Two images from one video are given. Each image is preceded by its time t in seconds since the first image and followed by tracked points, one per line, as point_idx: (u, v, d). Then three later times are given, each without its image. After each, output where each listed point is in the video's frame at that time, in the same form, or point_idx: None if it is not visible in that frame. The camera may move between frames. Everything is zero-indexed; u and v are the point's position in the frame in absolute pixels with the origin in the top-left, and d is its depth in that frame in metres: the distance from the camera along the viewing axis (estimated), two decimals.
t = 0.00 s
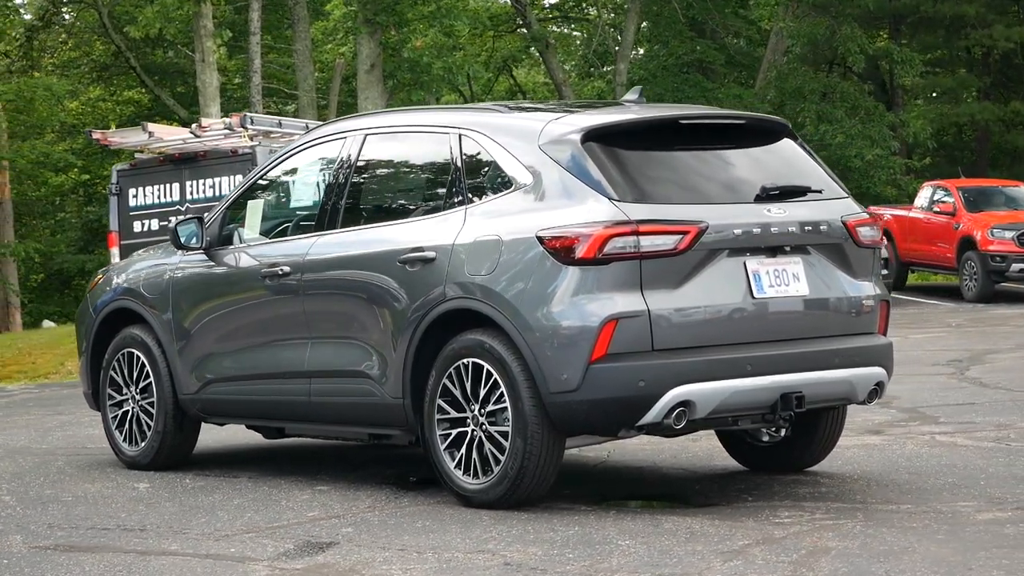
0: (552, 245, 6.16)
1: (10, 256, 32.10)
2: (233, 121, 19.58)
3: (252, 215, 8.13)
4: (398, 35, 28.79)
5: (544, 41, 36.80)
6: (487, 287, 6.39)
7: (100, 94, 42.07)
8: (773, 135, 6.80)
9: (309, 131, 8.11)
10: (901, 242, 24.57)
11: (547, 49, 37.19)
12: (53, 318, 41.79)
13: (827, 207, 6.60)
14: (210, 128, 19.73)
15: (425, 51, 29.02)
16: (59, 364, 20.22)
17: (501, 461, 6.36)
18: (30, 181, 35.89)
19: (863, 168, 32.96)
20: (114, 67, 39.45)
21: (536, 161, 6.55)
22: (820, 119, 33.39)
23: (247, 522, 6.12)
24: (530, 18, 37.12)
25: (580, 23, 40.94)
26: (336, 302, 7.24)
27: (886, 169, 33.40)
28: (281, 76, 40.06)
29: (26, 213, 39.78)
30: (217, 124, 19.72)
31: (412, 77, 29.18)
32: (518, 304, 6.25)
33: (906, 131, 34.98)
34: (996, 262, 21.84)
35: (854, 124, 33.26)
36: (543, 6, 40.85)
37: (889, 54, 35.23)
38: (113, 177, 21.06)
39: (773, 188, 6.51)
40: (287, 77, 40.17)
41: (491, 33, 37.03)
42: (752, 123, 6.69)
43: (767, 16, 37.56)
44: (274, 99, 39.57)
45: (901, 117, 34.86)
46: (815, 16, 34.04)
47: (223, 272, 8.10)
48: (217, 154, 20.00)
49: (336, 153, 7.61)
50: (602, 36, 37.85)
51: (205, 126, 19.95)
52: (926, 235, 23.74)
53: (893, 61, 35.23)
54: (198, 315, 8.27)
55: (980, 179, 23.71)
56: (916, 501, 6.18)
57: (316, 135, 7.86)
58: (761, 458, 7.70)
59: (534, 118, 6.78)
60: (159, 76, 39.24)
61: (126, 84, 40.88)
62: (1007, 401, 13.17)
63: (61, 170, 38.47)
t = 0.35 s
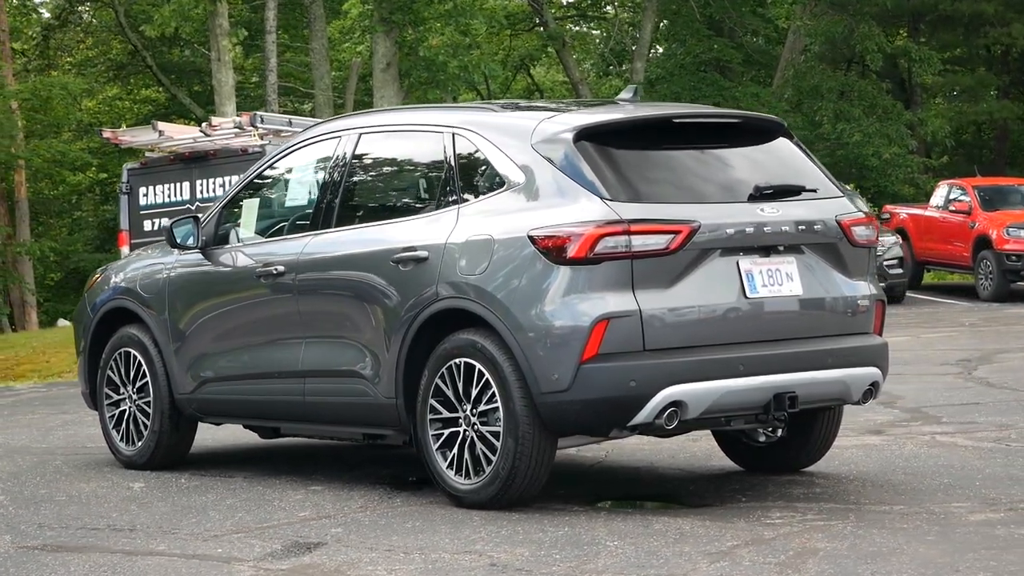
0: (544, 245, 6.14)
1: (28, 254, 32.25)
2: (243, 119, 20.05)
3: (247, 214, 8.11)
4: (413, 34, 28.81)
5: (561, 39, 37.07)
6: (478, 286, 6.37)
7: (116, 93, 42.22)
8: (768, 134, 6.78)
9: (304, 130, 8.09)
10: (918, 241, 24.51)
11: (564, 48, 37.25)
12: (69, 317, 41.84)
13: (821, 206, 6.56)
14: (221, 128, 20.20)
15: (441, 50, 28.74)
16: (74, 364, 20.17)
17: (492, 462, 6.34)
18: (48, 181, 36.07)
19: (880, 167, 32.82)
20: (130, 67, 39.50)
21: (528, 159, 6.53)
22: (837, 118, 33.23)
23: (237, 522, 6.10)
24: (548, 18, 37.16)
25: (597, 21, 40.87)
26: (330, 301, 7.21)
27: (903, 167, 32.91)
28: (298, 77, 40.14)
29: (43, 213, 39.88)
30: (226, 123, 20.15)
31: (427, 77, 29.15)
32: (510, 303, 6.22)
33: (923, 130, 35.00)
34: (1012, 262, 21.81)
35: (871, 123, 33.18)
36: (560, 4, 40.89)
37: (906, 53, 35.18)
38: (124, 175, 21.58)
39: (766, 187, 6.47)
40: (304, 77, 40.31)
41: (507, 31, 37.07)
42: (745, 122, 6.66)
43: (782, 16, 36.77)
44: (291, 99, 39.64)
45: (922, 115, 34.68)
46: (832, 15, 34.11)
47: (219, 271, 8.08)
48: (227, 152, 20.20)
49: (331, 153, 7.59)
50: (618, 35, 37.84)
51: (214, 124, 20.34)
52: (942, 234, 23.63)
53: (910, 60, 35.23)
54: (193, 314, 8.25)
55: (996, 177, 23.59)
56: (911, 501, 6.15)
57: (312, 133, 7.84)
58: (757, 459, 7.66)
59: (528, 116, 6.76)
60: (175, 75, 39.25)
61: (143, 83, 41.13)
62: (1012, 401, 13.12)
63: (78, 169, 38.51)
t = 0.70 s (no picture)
0: (538, 243, 6.11)
1: (45, 252, 32.29)
2: (254, 116, 20.12)
3: (245, 213, 8.09)
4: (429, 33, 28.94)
5: (576, 36, 37.03)
6: (473, 285, 6.34)
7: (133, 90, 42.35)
8: (765, 133, 6.74)
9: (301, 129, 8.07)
10: (934, 239, 24.49)
11: (580, 45, 37.28)
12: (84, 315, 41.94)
13: (818, 204, 6.53)
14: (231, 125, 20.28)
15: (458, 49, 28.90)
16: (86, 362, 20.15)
17: (487, 461, 6.32)
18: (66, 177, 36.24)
19: (897, 165, 33.44)
20: (146, 65, 39.66)
21: (523, 158, 6.50)
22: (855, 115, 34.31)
23: (230, 521, 6.08)
24: (564, 16, 37.24)
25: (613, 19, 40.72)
26: (326, 300, 7.19)
27: (922, 165, 33.40)
28: (314, 76, 40.26)
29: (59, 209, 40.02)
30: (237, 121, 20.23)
31: (444, 75, 29.29)
32: (504, 303, 6.19)
33: (942, 127, 35.76)
34: None
35: (889, 119, 34.07)
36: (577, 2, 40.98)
37: (923, 50, 35.25)
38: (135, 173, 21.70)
39: (762, 185, 6.43)
40: (321, 75, 40.42)
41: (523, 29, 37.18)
42: (742, 120, 6.63)
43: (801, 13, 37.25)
44: (306, 97, 39.47)
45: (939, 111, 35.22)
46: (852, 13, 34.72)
47: (216, 270, 8.06)
48: (238, 149, 20.30)
49: (327, 151, 7.57)
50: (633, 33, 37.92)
51: (225, 122, 20.69)
52: (958, 232, 23.59)
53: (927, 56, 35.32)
54: (191, 313, 8.23)
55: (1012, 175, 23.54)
56: (907, 501, 6.10)
57: (309, 132, 7.82)
58: (756, 458, 7.61)
59: (523, 114, 6.73)
60: (192, 73, 39.35)
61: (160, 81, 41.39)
62: (1018, 400, 13.05)
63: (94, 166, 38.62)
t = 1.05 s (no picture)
0: (532, 242, 6.07)
1: (62, 250, 32.25)
2: (266, 114, 20.15)
3: (241, 211, 8.06)
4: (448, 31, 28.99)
5: (596, 35, 37.01)
6: (466, 284, 6.31)
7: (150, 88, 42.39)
8: (762, 131, 6.70)
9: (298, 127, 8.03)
10: (951, 237, 24.38)
11: (598, 43, 37.22)
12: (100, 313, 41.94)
13: (814, 203, 6.48)
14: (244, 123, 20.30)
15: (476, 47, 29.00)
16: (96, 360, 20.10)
17: (480, 461, 6.29)
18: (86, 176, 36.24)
19: (916, 163, 33.92)
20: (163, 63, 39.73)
21: (518, 156, 6.46)
22: (874, 114, 34.58)
23: (222, 522, 6.06)
24: (583, 14, 37.21)
25: (632, 16, 40.68)
26: (322, 299, 7.17)
27: (940, 163, 33.88)
28: (332, 73, 40.28)
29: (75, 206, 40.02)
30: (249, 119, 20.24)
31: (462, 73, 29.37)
32: (498, 303, 6.16)
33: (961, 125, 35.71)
34: None
35: (908, 119, 34.40)
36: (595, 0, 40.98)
37: (943, 48, 35.22)
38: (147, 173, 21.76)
39: (758, 184, 6.39)
40: (339, 73, 40.44)
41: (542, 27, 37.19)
42: (738, 118, 6.58)
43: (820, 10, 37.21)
44: (324, 95, 39.48)
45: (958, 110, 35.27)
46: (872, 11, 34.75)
47: (213, 268, 8.03)
48: (249, 147, 20.30)
49: (323, 150, 7.54)
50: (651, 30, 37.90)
51: (236, 121, 20.51)
52: (976, 231, 23.52)
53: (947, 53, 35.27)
54: (188, 311, 8.21)
55: None
56: (904, 503, 6.06)
57: (305, 130, 7.79)
58: (754, 459, 7.57)
59: (518, 113, 6.69)
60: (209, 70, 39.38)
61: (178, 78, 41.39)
62: None
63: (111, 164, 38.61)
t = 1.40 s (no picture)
0: (523, 242, 6.04)
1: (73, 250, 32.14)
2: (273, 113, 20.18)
3: (235, 210, 8.04)
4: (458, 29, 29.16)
5: (609, 33, 36.97)
6: (458, 284, 6.28)
7: (162, 87, 42.33)
8: (757, 131, 6.67)
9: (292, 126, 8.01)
10: (963, 236, 24.32)
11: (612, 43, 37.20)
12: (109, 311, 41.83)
13: (806, 203, 6.44)
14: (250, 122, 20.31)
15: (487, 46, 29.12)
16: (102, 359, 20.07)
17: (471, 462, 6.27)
18: (98, 174, 36.16)
19: (930, 162, 34.23)
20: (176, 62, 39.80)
21: (509, 155, 6.44)
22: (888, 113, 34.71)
23: (211, 522, 6.04)
24: (596, 13, 37.23)
25: (646, 14, 40.61)
26: (313, 299, 7.15)
27: (954, 162, 34.25)
28: (345, 72, 40.28)
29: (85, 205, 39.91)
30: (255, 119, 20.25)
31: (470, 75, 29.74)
32: (489, 303, 6.13)
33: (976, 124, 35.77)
34: None
35: (923, 118, 34.63)
36: None
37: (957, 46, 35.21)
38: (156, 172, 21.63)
39: (749, 184, 6.35)
40: (352, 72, 40.46)
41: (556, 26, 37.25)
42: (731, 117, 6.55)
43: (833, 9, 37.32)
44: (337, 94, 39.51)
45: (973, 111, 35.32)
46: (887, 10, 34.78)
47: (207, 267, 8.00)
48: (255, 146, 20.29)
49: (316, 149, 7.51)
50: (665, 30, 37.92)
51: (242, 118, 21.05)
52: (987, 230, 23.46)
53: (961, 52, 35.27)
54: (183, 310, 8.18)
55: None
56: (897, 504, 6.02)
57: (299, 129, 7.77)
58: (748, 460, 7.54)
59: (510, 112, 6.66)
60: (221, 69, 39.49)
61: (190, 76, 41.34)
62: None
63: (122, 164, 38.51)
